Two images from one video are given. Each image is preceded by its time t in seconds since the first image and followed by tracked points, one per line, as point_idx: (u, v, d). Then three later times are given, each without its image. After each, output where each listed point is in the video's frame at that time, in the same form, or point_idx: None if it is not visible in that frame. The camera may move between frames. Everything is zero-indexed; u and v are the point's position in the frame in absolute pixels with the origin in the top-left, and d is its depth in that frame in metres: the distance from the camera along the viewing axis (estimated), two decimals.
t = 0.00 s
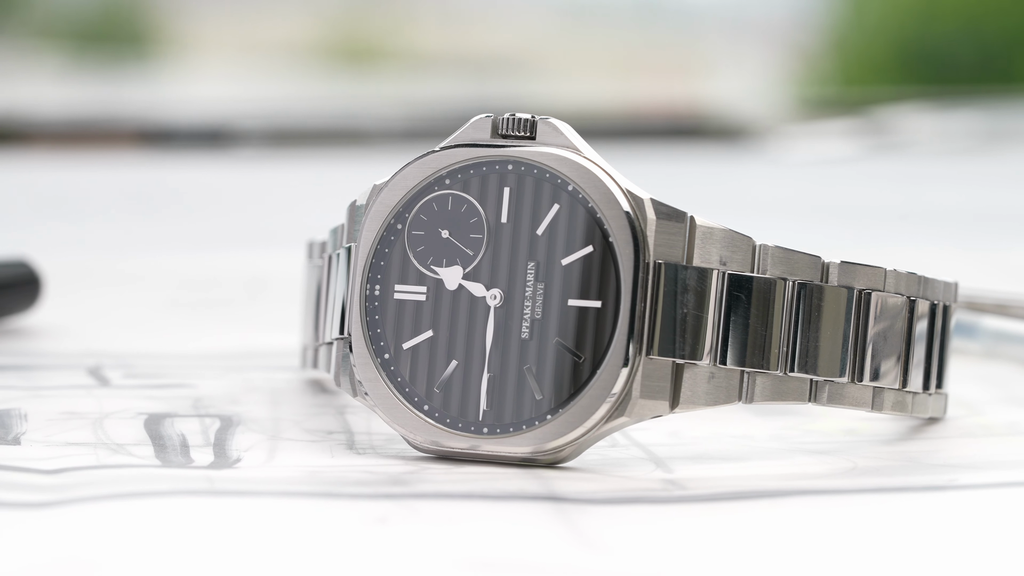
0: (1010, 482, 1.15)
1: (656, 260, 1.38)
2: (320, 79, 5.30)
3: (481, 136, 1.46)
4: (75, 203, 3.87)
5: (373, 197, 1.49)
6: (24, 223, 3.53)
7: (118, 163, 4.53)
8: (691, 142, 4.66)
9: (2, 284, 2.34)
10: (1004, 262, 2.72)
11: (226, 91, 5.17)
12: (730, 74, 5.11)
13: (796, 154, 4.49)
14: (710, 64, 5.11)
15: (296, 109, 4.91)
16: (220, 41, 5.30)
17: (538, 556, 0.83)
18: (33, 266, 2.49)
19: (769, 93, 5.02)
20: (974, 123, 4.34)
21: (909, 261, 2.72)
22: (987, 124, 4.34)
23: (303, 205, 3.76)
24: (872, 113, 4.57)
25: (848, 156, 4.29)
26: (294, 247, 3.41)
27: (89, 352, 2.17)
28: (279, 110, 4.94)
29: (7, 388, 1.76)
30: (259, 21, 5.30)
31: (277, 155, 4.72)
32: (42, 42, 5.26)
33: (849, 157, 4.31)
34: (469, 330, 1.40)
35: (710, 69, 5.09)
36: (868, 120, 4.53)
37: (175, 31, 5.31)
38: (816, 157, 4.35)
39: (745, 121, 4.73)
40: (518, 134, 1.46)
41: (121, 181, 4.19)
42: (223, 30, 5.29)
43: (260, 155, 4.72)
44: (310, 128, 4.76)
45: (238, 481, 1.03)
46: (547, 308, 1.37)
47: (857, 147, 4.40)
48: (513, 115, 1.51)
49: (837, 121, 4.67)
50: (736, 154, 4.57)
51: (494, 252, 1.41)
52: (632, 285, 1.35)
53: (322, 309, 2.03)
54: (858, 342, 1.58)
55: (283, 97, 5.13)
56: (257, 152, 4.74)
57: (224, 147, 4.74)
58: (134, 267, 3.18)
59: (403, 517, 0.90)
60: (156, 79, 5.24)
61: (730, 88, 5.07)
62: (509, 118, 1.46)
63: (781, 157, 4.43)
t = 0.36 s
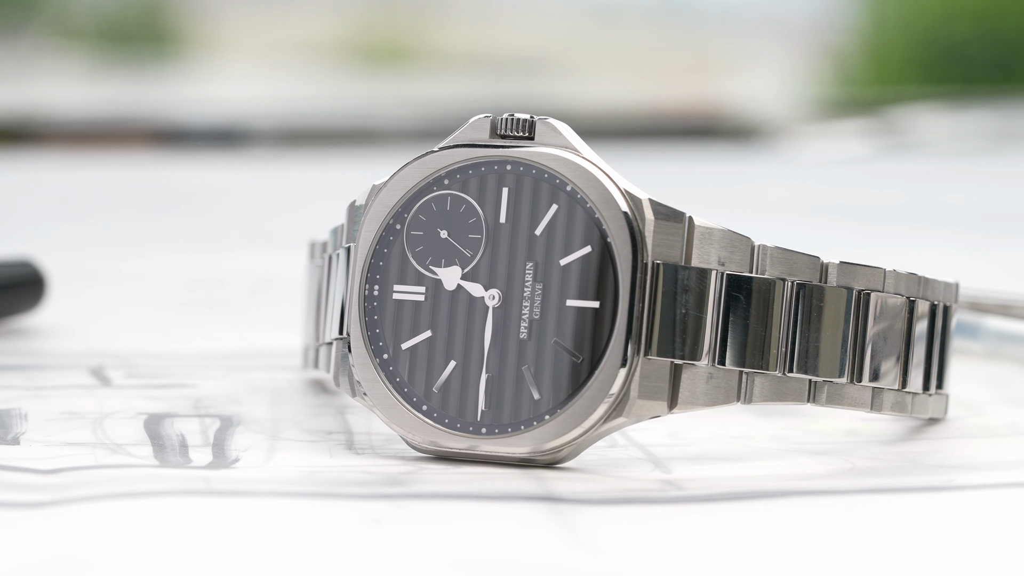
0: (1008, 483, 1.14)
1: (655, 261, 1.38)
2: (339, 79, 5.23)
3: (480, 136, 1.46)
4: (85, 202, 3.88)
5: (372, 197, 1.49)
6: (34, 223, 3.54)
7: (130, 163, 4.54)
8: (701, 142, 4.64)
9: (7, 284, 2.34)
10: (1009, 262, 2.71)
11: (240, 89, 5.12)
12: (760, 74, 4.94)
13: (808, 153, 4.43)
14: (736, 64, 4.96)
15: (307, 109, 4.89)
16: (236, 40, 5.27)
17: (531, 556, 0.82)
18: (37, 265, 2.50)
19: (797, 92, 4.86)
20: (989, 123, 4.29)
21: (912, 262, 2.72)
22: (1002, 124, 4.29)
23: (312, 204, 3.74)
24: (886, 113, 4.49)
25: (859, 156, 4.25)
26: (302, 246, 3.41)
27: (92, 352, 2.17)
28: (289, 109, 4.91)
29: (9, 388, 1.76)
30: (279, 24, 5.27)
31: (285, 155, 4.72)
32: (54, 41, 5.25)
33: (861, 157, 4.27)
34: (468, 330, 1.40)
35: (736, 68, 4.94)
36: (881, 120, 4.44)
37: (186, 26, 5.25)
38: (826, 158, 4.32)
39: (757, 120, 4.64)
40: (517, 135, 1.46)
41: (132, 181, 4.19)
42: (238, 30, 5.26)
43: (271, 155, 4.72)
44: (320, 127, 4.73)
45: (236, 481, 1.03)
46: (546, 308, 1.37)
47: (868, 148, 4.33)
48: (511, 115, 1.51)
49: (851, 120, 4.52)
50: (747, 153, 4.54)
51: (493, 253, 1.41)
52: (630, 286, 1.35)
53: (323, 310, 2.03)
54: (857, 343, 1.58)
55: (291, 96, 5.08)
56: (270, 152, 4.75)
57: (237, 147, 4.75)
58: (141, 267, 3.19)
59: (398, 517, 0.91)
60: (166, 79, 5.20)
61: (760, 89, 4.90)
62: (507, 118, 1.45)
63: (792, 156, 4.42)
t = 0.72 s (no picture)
0: (1007, 483, 1.14)
1: (653, 261, 1.38)
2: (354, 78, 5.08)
3: (479, 136, 1.46)
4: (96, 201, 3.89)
5: (371, 197, 1.49)
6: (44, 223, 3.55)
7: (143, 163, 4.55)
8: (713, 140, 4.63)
9: (10, 285, 2.34)
10: (1013, 263, 2.71)
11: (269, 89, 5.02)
12: (784, 74, 4.76)
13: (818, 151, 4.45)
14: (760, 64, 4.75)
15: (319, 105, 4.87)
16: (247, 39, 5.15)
17: (523, 556, 0.82)
18: (40, 265, 2.50)
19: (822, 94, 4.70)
20: (1002, 123, 4.24)
21: (915, 262, 2.72)
22: (1015, 123, 4.24)
23: (322, 203, 3.73)
24: (898, 112, 4.47)
25: (870, 155, 4.23)
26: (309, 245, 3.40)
27: (94, 352, 2.17)
28: (301, 108, 4.88)
29: (10, 388, 1.76)
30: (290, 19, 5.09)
31: (297, 156, 4.72)
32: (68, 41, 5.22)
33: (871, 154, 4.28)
34: (465, 330, 1.40)
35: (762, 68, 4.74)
36: (891, 118, 4.44)
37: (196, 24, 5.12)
38: (837, 157, 4.29)
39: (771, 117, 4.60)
40: (515, 135, 1.46)
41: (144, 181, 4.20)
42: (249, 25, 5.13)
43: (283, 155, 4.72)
44: (331, 126, 4.71)
45: (233, 481, 1.03)
46: (544, 309, 1.37)
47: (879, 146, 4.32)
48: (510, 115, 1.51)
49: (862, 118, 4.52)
50: (757, 152, 4.52)
51: (491, 253, 1.41)
52: (628, 286, 1.35)
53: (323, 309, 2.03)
54: (856, 344, 1.57)
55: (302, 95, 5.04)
56: (281, 152, 4.75)
57: (248, 147, 4.77)
58: (148, 267, 3.19)
59: (392, 518, 0.91)
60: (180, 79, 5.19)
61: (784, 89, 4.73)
62: (506, 118, 1.45)
63: (802, 155, 4.41)
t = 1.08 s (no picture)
0: (1005, 484, 1.14)
1: (651, 261, 1.38)
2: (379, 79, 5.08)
3: (477, 136, 1.46)
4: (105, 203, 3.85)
5: (369, 197, 1.49)
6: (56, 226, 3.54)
7: (158, 163, 4.51)
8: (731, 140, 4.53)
9: (14, 285, 2.34)
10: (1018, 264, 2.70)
11: (293, 89, 5.03)
12: (811, 75, 4.77)
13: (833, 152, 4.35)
14: (785, 62, 4.76)
15: (333, 104, 4.83)
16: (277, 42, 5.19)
17: (516, 556, 0.82)
18: (42, 266, 2.50)
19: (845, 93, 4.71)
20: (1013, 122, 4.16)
21: (918, 262, 2.72)
22: None
23: (330, 202, 3.70)
24: (911, 112, 4.38)
25: (883, 156, 4.14)
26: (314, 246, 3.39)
27: (97, 352, 2.17)
28: (313, 108, 4.83)
29: (12, 388, 1.76)
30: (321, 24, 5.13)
31: (312, 155, 4.65)
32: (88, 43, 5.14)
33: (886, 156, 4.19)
34: (463, 330, 1.40)
35: (785, 68, 4.74)
36: (907, 120, 4.34)
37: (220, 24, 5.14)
38: (853, 157, 4.22)
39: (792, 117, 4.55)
40: (514, 135, 1.46)
41: (160, 181, 4.19)
42: (275, 30, 5.18)
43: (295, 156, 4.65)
44: (345, 127, 4.65)
45: (230, 481, 1.03)
46: (542, 309, 1.37)
47: (895, 147, 4.22)
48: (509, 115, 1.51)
49: (876, 119, 4.42)
50: (772, 151, 4.44)
51: (489, 253, 1.41)
52: (625, 287, 1.35)
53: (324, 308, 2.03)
54: (855, 344, 1.57)
55: (315, 97, 4.98)
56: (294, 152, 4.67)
57: (262, 147, 4.72)
58: (151, 267, 3.18)
59: (386, 518, 0.91)
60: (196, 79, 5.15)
61: (808, 89, 4.72)
62: (504, 118, 1.46)
63: (817, 155, 4.34)
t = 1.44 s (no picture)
0: (1002, 484, 1.14)
1: (649, 262, 1.38)
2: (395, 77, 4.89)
3: (475, 136, 1.46)
4: (113, 204, 3.85)
5: (368, 198, 1.49)
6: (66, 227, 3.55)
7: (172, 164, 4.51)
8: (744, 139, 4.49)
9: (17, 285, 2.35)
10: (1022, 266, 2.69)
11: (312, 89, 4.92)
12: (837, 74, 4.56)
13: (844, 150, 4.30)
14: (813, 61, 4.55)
15: (344, 104, 4.77)
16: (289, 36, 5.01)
17: (510, 556, 0.82)
18: (44, 266, 2.50)
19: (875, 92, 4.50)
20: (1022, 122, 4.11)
21: (922, 262, 2.71)
22: None
23: (335, 201, 3.67)
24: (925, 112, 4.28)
25: (893, 156, 4.11)
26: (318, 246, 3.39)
27: (98, 352, 2.17)
28: (324, 110, 4.77)
29: (12, 388, 1.76)
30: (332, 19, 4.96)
31: (325, 155, 4.63)
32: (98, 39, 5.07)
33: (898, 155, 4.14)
34: (461, 330, 1.40)
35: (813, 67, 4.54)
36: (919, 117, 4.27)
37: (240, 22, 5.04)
38: (866, 158, 4.18)
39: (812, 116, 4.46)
40: (512, 135, 1.46)
41: (173, 181, 4.20)
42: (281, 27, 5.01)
43: (308, 155, 4.64)
44: (358, 128, 4.62)
45: (227, 481, 1.02)
46: (540, 309, 1.37)
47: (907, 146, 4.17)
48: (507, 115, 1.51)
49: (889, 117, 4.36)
50: (784, 151, 4.41)
51: (487, 253, 1.41)
52: (623, 287, 1.35)
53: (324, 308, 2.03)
54: (854, 344, 1.57)
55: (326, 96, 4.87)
56: (308, 151, 4.67)
57: (275, 148, 4.72)
58: (155, 267, 3.18)
59: (381, 517, 0.91)
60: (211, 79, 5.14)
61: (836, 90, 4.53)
62: (502, 118, 1.46)
63: (829, 155, 4.30)
